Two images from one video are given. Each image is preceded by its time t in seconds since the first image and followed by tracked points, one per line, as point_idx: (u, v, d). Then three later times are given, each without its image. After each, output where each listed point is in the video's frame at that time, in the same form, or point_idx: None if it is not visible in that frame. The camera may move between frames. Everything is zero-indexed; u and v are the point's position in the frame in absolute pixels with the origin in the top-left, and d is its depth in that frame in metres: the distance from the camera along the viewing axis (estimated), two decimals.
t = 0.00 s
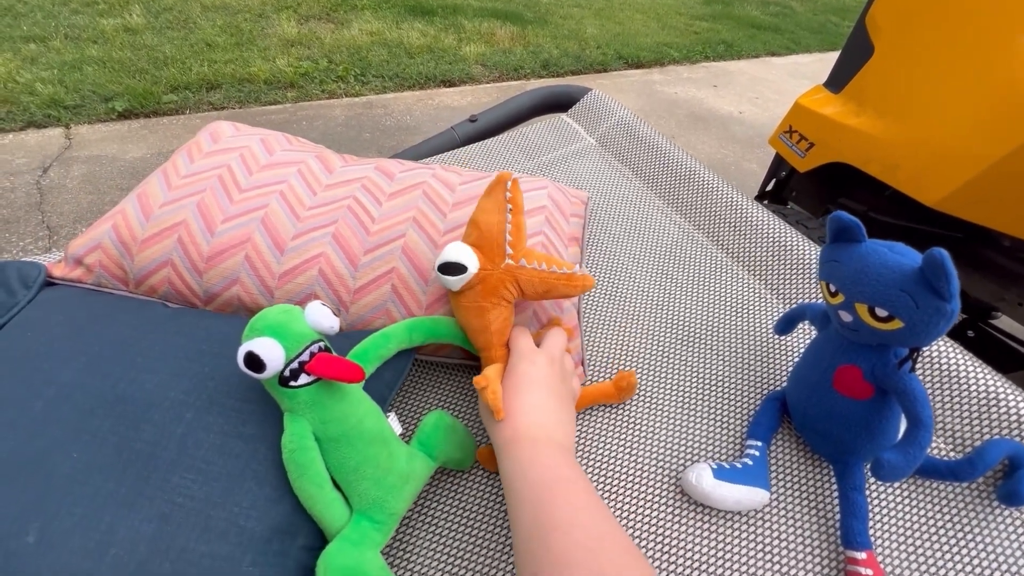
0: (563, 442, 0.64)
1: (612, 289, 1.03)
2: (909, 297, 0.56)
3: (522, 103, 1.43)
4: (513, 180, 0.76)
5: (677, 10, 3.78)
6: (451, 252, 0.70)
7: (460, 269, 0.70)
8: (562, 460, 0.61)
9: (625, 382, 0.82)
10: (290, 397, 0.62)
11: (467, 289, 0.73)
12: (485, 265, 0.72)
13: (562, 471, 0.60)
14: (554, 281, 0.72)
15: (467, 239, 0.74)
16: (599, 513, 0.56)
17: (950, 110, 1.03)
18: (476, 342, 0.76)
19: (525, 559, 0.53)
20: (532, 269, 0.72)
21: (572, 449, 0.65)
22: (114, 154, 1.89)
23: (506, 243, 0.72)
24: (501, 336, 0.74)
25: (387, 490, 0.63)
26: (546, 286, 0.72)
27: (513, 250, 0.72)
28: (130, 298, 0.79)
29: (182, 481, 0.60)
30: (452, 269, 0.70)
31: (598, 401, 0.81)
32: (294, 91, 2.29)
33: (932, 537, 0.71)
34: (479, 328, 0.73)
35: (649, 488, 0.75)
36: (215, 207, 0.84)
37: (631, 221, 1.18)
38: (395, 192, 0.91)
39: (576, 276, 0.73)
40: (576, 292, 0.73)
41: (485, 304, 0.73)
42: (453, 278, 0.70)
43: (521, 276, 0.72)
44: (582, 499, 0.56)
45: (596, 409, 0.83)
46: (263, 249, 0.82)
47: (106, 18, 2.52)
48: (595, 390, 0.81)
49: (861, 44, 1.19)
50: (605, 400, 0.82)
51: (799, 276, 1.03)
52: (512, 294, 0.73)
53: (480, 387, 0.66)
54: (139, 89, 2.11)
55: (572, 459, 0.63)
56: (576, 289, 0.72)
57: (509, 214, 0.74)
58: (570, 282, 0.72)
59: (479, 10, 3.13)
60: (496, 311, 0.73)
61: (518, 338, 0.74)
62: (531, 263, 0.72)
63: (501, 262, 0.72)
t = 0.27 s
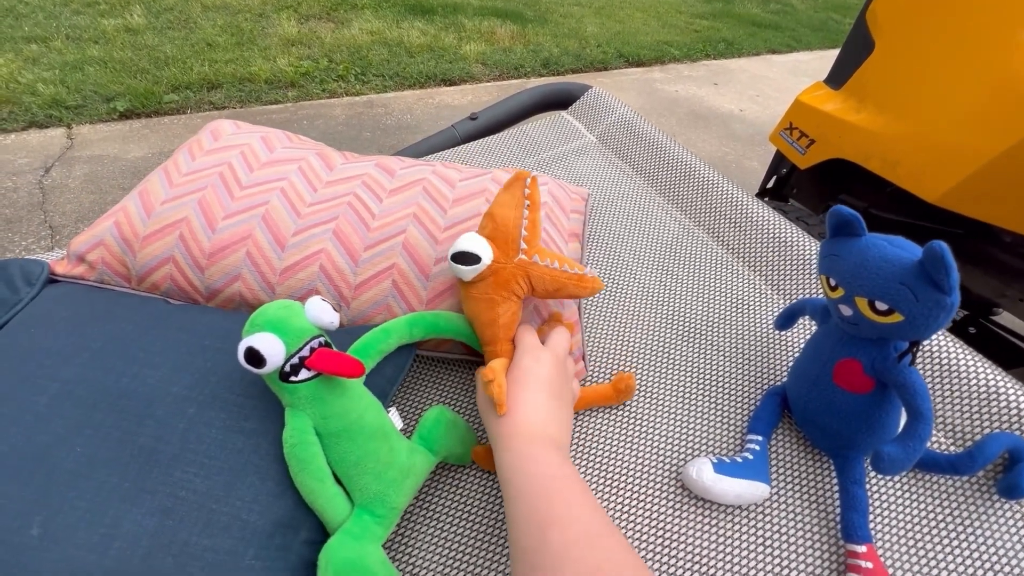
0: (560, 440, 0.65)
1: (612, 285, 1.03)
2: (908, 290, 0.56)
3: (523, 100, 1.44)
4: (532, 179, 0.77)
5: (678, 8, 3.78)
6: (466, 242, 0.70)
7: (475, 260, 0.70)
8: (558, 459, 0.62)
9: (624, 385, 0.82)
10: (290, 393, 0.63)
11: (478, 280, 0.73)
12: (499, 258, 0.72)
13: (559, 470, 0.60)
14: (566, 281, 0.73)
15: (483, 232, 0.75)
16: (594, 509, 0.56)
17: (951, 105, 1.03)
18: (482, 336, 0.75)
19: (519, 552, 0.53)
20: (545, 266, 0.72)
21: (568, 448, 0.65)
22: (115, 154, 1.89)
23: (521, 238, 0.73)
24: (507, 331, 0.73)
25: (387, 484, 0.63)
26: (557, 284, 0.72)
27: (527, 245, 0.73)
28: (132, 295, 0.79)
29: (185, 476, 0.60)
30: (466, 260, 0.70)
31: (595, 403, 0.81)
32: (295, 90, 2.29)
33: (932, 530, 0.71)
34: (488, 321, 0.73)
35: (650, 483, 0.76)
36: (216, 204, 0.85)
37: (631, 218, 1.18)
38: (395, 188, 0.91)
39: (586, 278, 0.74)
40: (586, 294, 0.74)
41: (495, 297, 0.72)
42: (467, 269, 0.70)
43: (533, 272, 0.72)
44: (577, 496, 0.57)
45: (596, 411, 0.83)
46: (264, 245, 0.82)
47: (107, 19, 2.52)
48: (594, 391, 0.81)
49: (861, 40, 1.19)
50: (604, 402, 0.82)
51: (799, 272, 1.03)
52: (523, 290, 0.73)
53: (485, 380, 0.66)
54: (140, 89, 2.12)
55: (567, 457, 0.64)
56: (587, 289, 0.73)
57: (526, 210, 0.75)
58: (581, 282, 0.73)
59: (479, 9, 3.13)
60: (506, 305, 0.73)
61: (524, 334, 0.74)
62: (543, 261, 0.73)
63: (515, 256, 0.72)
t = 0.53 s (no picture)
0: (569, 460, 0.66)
1: (618, 288, 1.03)
2: (917, 294, 0.56)
3: (526, 102, 1.44)
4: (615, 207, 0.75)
5: (678, 8, 3.77)
6: (535, 253, 0.68)
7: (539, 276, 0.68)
8: (565, 476, 0.63)
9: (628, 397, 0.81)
10: (308, 396, 0.62)
11: (532, 291, 0.71)
12: (562, 277, 0.70)
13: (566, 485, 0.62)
14: (613, 316, 0.73)
15: (551, 243, 0.72)
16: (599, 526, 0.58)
17: (956, 106, 1.03)
18: (513, 345, 0.74)
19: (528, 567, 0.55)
20: (600, 297, 0.72)
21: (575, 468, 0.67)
22: (117, 157, 1.89)
23: (587, 263, 0.72)
24: (541, 348, 0.73)
25: (399, 492, 0.63)
26: (605, 317, 0.73)
27: (589, 273, 0.72)
28: (138, 300, 0.79)
29: (192, 484, 0.60)
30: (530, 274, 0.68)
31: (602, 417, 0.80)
32: (296, 93, 2.29)
33: (941, 535, 0.71)
34: (526, 333, 0.72)
35: (656, 488, 0.75)
36: (221, 208, 0.84)
37: (635, 220, 1.17)
38: (399, 192, 0.91)
39: (631, 320, 0.75)
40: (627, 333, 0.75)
41: (543, 313, 0.71)
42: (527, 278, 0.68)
43: (588, 300, 0.71)
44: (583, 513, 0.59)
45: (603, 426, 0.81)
46: (270, 249, 0.82)
47: (108, 21, 2.52)
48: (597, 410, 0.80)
49: (865, 40, 1.19)
50: (608, 417, 0.81)
51: (804, 274, 1.02)
52: (571, 312, 0.72)
53: (520, 396, 0.66)
54: (141, 92, 2.12)
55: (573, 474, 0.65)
56: (629, 330, 0.75)
57: (601, 236, 0.74)
58: (626, 322, 0.74)
59: (479, 10, 3.12)
60: (551, 322, 0.71)
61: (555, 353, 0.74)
62: (599, 292, 0.72)
63: (576, 280, 0.71)
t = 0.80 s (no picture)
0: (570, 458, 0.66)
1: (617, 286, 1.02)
2: (917, 288, 0.55)
3: (524, 101, 1.43)
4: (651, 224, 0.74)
5: (677, 8, 3.77)
6: (568, 257, 0.66)
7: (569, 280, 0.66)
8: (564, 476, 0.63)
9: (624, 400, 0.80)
10: (315, 392, 0.62)
11: (558, 295, 0.69)
12: (590, 285, 0.69)
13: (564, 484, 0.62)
14: (629, 331, 0.73)
15: (586, 248, 0.71)
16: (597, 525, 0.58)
17: (956, 102, 1.02)
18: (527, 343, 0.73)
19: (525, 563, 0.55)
20: (621, 311, 0.72)
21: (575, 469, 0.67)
22: (116, 159, 1.89)
23: (617, 276, 0.71)
24: (555, 351, 0.72)
25: (401, 493, 0.63)
26: (621, 331, 0.73)
27: (616, 286, 0.72)
28: (135, 300, 0.79)
29: (189, 483, 0.59)
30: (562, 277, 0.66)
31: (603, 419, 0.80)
32: (295, 94, 2.29)
33: (943, 531, 0.70)
34: (543, 334, 0.71)
35: (656, 485, 0.75)
36: (219, 207, 0.84)
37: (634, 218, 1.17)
38: (397, 190, 0.91)
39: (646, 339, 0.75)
40: (641, 349, 0.75)
41: (564, 318, 0.70)
42: (555, 280, 0.67)
43: (610, 313, 0.71)
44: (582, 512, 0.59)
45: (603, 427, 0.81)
46: (267, 248, 0.82)
47: (107, 24, 2.52)
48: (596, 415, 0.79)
49: (863, 36, 1.19)
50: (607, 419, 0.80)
51: (804, 271, 1.02)
52: (591, 321, 0.71)
53: (534, 398, 0.65)
54: (140, 93, 2.12)
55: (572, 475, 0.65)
56: (643, 348, 0.75)
57: (634, 250, 0.73)
58: (641, 339, 0.75)
59: (478, 10, 3.12)
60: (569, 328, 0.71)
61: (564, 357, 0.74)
62: (620, 306, 0.72)
63: (602, 290, 0.70)
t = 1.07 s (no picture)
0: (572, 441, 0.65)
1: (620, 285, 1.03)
2: (919, 284, 0.56)
3: (524, 102, 1.43)
4: (580, 183, 0.76)
5: (675, 8, 3.78)
6: (503, 238, 0.68)
7: (513, 256, 0.67)
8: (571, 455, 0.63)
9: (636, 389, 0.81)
10: (308, 391, 0.63)
11: (510, 278, 0.71)
12: (536, 257, 0.69)
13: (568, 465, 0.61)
14: (597, 291, 0.72)
15: (524, 228, 0.72)
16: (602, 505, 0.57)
17: (955, 99, 1.03)
18: (505, 332, 0.74)
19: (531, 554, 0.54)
20: (580, 273, 0.71)
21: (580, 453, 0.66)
22: (118, 161, 1.90)
23: (560, 241, 0.71)
24: (533, 332, 0.73)
25: (400, 487, 0.63)
26: (589, 292, 0.71)
27: (565, 250, 0.71)
28: (140, 300, 0.79)
29: (196, 480, 0.60)
30: (504, 256, 0.68)
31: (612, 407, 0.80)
32: (295, 96, 2.30)
33: (945, 526, 0.70)
34: (514, 318, 0.72)
35: (659, 481, 0.75)
36: (222, 207, 0.85)
37: (636, 217, 1.18)
38: (399, 189, 0.91)
39: (619, 292, 0.72)
40: (620, 305, 0.72)
41: (526, 296, 0.71)
42: (501, 263, 0.68)
43: (568, 277, 0.70)
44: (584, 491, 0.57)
45: (612, 416, 0.82)
46: (270, 247, 0.82)
47: (108, 27, 2.53)
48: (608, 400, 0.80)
49: (862, 35, 1.19)
50: (618, 407, 0.81)
51: (805, 268, 1.02)
52: (552, 293, 0.71)
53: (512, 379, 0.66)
54: (141, 97, 2.12)
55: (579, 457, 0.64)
56: (621, 302, 0.72)
57: (570, 214, 0.74)
58: (614, 294, 0.72)
59: (477, 12, 3.13)
60: (532, 306, 0.72)
61: (546, 337, 0.74)
62: (580, 267, 0.71)
63: (552, 258, 0.70)
